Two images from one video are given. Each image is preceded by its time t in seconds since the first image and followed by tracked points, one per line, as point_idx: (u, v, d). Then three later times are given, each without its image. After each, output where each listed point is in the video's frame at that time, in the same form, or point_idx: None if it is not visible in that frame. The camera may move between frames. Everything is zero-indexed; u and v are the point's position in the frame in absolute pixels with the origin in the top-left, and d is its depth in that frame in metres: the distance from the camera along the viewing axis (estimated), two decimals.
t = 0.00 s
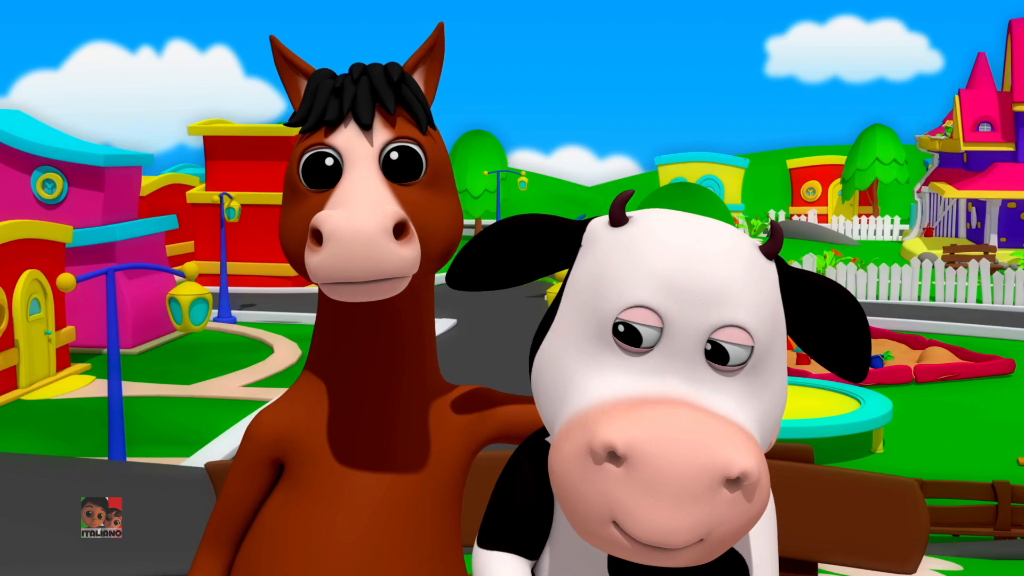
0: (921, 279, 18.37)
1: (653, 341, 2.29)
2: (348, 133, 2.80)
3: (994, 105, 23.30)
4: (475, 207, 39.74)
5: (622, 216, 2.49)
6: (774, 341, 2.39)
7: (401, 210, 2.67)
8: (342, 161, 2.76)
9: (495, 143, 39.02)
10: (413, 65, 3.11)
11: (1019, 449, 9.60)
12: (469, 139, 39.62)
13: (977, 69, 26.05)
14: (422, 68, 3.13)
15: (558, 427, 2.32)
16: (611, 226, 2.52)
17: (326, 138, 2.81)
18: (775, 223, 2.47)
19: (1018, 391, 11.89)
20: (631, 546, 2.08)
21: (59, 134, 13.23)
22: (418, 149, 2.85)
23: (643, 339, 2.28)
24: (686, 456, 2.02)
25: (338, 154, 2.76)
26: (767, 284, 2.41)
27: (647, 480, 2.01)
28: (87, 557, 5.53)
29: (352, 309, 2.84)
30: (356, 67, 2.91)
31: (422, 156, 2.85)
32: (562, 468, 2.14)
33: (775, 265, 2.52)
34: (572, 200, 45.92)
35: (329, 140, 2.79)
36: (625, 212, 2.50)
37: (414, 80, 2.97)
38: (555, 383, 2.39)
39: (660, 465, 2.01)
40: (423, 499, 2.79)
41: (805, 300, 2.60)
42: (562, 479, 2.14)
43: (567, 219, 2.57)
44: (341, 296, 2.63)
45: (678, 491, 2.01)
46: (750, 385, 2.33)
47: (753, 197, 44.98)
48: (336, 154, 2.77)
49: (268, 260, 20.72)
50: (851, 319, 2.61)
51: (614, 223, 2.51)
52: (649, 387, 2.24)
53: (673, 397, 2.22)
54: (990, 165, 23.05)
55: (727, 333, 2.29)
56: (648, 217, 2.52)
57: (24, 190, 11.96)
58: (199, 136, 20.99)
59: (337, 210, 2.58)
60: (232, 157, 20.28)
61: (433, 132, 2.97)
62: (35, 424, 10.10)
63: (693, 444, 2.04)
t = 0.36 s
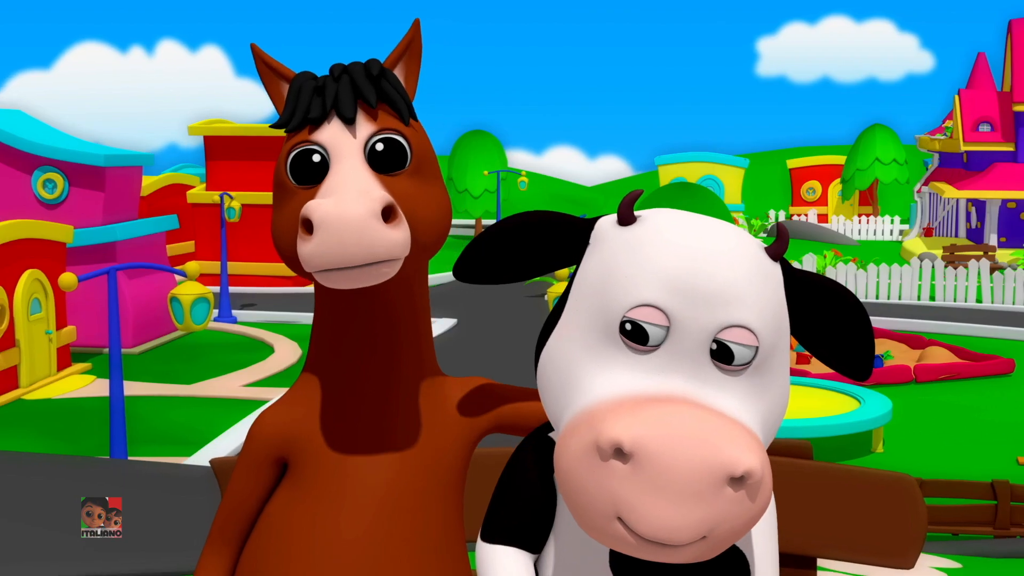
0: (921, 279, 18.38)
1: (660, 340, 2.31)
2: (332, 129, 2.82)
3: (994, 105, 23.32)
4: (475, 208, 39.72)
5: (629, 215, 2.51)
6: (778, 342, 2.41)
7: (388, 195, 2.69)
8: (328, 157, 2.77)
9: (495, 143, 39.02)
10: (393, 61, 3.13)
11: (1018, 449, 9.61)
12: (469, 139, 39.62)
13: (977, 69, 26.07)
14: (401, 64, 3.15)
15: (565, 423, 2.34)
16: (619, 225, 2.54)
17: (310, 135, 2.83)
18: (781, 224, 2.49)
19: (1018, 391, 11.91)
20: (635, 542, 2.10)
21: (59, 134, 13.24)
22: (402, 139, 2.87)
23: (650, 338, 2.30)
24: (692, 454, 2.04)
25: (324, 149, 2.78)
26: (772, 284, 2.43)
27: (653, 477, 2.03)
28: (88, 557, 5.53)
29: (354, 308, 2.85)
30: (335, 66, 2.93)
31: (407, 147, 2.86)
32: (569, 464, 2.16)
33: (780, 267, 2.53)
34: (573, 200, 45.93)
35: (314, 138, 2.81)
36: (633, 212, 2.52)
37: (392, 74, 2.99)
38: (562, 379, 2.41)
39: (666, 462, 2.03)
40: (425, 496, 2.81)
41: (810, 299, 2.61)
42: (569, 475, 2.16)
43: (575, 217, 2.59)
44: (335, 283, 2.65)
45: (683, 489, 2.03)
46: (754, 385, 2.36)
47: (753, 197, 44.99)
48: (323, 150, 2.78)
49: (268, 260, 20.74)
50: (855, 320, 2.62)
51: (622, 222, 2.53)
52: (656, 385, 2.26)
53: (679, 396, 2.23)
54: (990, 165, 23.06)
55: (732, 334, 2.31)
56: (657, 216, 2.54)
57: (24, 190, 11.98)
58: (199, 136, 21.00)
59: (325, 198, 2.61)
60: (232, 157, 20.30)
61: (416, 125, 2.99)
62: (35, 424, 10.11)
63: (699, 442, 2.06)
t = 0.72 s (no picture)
0: (921, 279, 18.42)
1: (662, 334, 2.34)
2: (335, 125, 2.85)
3: (994, 105, 23.36)
4: (475, 207, 39.69)
5: (632, 212, 2.54)
6: (779, 335, 2.44)
7: (391, 185, 2.73)
8: (332, 152, 2.80)
9: (494, 143, 39.04)
10: (393, 62, 3.16)
11: (1017, 447, 9.65)
12: (469, 139, 39.63)
13: (977, 69, 26.10)
14: (402, 65, 3.18)
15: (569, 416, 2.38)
16: (621, 222, 2.57)
17: (314, 131, 2.86)
18: (781, 222, 2.51)
19: (1017, 390, 11.95)
20: (638, 532, 2.13)
21: (60, 134, 13.27)
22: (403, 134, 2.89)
23: (652, 331, 2.34)
24: (694, 445, 2.07)
25: (328, 145, 2.80)
26: (772, 279, 2.46)
27: (656, 467, 2.06)
28: (88, 556, 5.53)
29: (360, 301, 2.88)
30: (338, 66, 2.96)
31: (409, 142, 2.89)
32: (573, 455, 2.19)
33: (779, 263, 2.57)
34: (573, 200, 45.94)
35: (318, 134, 2.84)
36: (636, 209, 2.55)
37: (394, 72, 3.02)
38: (566, 373, 2.44)
39: (669, 453, 2.06)
40: (433, 486, 2.84)
41: (808, 296, 2.64)
42: (574, 466, 2.20)
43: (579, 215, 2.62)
44: (340, 272, 2.69)
45: (686, 479, 2.06)
46: (755, 378, 2.38)
47: (753, 197, 45.01)
48: (327, 146, 2.81)
49: (268, 260, 20.75)
50: (852, 316, 2.65)
51: (624, 219, 2.56)
52: (657, 378, 2.30)
53: (679, 389, 2.27)
54: (990, 165, 23.09)
55: (733, 328, 2.34)
56: (659, 213, 2.57)
57: (26, 190, 12.02)
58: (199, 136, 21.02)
59: (330, 189, 2.65)
60: (232, 157, 20.34)
61: (417, 122, 3.02)
62: (36, 423, 10.12)
63: (701, 433, 2.10)
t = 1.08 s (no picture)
0: (920, 278, 18.48)
1: (659, 314, 2.39)
2: (396, 141, 2.86)
3: (993, 105, 23.43)
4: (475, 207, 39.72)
5: (636, 202, 2.59)
6: (775, 320, 2.48)
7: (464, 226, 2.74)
8: (392, 169, 2.83)
9: (494, 144, 39.08)
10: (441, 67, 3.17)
11: (1016, 446, 9.70)
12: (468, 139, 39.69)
13: (977, 69, 26.15)
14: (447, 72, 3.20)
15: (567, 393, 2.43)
16: (624, 212, 2.62)
17: (377, 141, 2.86)
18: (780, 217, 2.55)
19: (1016, 389, 12.00)
20: (630, 500, 2.17)
21: (62, 134, 13.30)
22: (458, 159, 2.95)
23: (649, 310, 2.39)
24: (684, 414, 2.13)
25: (388, 161, 2.83)
26: (769, 268, 2.50)
27: (647, 433, 2.12)
28: (92, 552, 5.58)
29: (370, 296, 2.94)
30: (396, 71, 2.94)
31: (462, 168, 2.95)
32: (569, 424, 2.24)
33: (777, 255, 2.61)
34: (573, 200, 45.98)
35: (379, 146, 2.85)
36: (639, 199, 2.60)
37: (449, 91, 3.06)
38: (564, 352, 2.49)
39: (660, 419, 2.11)
40: (441, 474, 2.89)
41: (806, 291, 2.69)
42: (569, 435, 2.25)
43: (588, 207, 2.68)
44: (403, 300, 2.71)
45: (676, 445, 2.11)
46: (750, 360, 2.42)
47: (753, 196, 45.06)
48: (386, 161, 2.83)
49: (269, 260, 20.78)
50: (849, 313, 2.69)
51: (628, 209, 2.61)
52: (652, 355, 2.35)
53: (675, 365, 2.32)
54: (989, 164, 23.15)
55: (729, 309, 2.39)
56: (661, 204, 2.63)
57: (28, 190, 12.08)
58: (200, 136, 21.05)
59: (409, 221, 2.66)
60: (233, 157, 20.40)
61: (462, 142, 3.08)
62: (39, 422, 10.18)
63: (691, 404, 2.15)
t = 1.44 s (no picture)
0: (920, 278, 18.53)
1: (652, 281, 2.57)
2: (440, 136, 2.91)
3: (993, 105, 23.48)
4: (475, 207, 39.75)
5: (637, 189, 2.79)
6: (765, 292, 2.62)
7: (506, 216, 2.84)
8: (435, 161, 2.87)
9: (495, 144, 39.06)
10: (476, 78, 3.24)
11: (1015, 444, 9.75)
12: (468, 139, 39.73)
13: (976, 69, 26.19)
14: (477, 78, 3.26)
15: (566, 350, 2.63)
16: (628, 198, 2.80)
17: (425, 132, 2.89)
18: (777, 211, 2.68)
19: (1015, 388, 12.05)
20: (610, 439, 2.39)
21: (65, 134, 13.36)
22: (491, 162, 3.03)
23: (641, 274, 2.57)
24: (659, 361, 2.36)
25: (432, 153, 2.87)
26: (762, 251, 2.65)
27: (623, 374, 2.36)
28: (97, 549, 5.64)
29: (378, 281, 2.97)
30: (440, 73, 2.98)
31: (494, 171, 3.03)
32: (559, 369, 2.48)
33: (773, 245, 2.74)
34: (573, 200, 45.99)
35: (425, 138, 2.88)
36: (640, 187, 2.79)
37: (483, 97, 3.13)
38: (560, 314, 2.69)
39: (635, 362, 2.36)
40: (450, 462, 2.93)
41: (805, 290, 2.76)
42: (556, 380, 2.49)
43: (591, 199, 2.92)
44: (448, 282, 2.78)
45: (649, 385, 2.34)
46: (742, 329, 2.55)
47: (753, 197, 45.06)
48: (430, 153, 2.87)
49: (269, 259, 20.64)
50: (845, 310, 2.75)
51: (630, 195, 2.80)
52: (642, 315, 2.53)
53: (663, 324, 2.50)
54: (989, 164, 23.20)
55: (718, 279, 2.55)
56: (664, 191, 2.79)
57: (29, 190, 12.15)
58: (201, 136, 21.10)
59: (469, 205, 2.75)
60: (234, 157, 20.48)
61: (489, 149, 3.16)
62: (42, 420, 10.24)
63: (669, 354, 2.38)
